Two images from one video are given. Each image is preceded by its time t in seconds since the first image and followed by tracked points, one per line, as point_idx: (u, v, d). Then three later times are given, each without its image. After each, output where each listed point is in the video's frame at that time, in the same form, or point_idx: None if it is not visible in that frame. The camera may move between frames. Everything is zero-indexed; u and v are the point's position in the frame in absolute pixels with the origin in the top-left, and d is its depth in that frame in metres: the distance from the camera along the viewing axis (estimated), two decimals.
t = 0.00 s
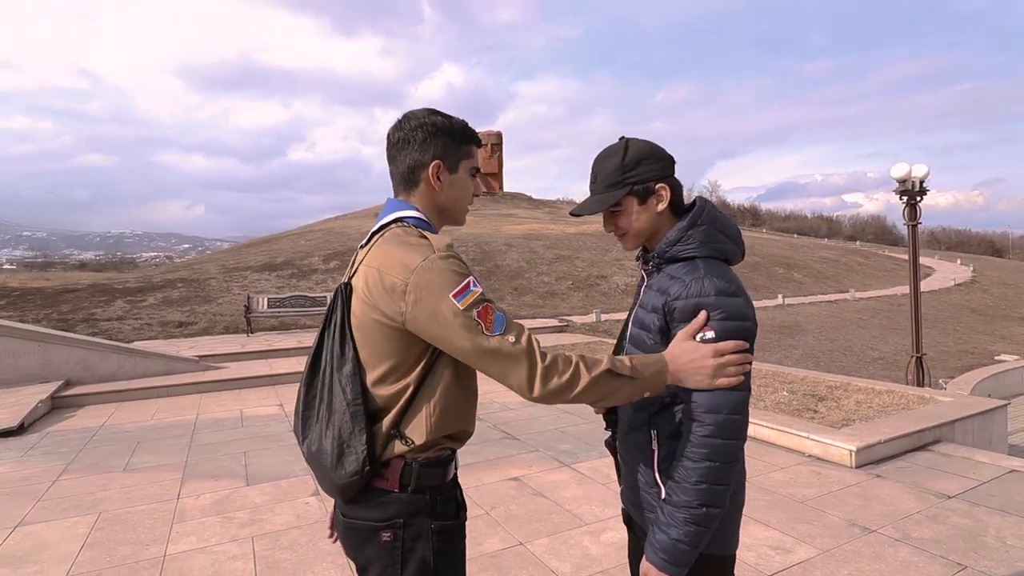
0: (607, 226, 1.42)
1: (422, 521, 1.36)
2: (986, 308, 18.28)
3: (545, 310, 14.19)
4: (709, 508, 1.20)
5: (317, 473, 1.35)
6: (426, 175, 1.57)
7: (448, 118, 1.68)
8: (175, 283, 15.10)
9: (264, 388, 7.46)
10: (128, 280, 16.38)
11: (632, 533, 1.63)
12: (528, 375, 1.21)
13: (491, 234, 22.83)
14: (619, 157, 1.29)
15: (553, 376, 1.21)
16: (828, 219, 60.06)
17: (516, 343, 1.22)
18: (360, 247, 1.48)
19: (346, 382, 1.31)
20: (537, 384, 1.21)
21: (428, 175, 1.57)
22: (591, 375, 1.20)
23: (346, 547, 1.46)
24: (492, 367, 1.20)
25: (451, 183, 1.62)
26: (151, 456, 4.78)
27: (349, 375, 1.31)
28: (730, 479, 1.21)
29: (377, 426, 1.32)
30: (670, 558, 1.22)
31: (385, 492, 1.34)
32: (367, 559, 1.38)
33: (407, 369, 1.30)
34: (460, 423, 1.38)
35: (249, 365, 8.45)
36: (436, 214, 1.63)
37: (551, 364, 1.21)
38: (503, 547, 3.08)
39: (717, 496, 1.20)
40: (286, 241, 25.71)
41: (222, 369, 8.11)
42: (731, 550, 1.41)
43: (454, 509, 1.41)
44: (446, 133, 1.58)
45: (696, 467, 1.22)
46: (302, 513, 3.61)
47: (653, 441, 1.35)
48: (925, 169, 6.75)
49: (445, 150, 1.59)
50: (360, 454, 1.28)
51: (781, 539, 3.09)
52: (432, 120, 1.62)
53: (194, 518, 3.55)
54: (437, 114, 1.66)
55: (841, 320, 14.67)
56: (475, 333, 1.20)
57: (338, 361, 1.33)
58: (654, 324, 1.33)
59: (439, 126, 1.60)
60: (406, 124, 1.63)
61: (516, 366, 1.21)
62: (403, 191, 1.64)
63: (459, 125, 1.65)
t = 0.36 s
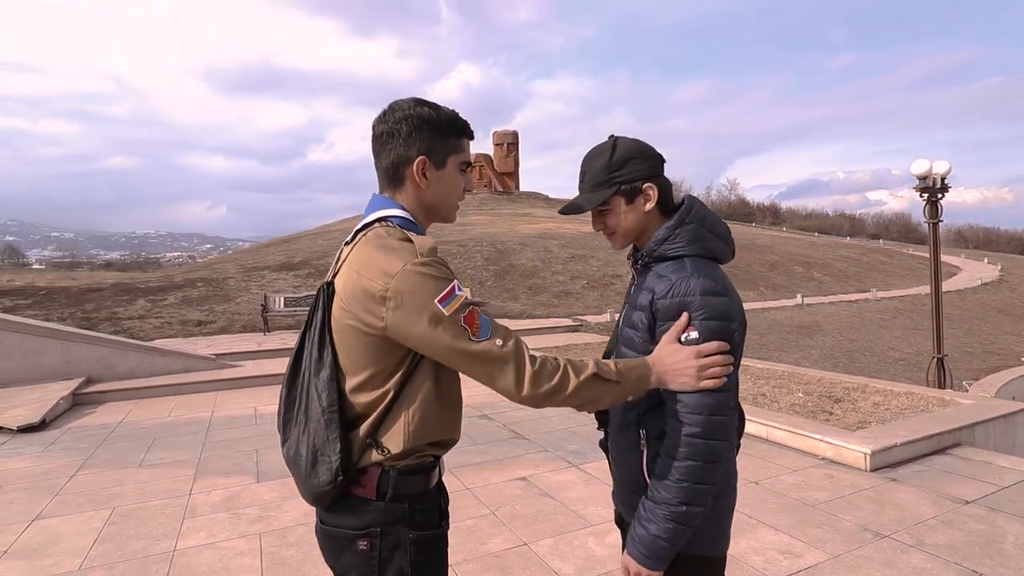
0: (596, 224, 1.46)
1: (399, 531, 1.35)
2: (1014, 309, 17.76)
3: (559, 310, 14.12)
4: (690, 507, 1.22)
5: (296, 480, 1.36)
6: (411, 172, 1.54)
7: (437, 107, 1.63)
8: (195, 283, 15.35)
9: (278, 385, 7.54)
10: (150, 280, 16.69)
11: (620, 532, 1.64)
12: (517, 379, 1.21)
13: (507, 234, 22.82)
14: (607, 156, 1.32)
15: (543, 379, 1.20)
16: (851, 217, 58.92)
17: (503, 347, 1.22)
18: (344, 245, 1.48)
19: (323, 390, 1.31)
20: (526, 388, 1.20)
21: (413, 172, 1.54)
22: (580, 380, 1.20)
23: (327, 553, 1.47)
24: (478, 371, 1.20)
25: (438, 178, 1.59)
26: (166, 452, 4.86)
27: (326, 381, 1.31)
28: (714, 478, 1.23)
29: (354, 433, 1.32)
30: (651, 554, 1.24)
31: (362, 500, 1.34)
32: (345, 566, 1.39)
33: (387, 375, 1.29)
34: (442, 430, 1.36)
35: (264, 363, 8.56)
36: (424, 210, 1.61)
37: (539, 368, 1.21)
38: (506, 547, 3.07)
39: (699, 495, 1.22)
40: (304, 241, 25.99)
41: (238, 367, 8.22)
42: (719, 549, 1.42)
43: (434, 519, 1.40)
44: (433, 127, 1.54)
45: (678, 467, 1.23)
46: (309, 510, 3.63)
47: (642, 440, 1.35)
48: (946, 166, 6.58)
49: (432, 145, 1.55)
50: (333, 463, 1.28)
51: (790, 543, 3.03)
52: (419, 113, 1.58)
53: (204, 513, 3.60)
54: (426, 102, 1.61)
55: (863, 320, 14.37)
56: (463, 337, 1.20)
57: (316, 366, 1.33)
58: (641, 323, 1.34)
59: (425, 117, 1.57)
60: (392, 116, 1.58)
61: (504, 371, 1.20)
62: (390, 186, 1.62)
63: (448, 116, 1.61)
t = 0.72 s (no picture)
0: (590, 223, 1.45)
1: (385, 538, 1.35)
2: None
3: (573, 309, 14.05)
4: (679, 509, 1.23)
5: (280, 488, 1.35)
6: (394, 170, 1.53)
7: (422, 102, 1.60)
8: (215, 282, 15.58)
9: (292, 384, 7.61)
10: (172, 279, 16.99)
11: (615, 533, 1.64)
12: (503, 382, 1.19)
13: (522, 232, 22.78)
14: (602, 154, 1.32)
15: (529, 384, 1.19)
16: (874, 215, 57.74)
17: (489, 350, 1.21)
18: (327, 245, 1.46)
19: (305, 396, 1.31)
20: (513, 393, 1.19)
21: (396, 171, 1.53)
22: (569, 383, 1.19)
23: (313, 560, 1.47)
24: (465, 374, 1.19)
25: (422, 176, 1.57)
26: (182, 449, 4.94)
27: (308, 387, 1.30)
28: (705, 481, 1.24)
29: (338, 439, 1.31)
30: (642, 556, 1.26)
31: (347, 507, 1.33)
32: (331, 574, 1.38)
33: (370, 381, 1.28)
34: (428, 435, 1.36)
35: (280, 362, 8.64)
36: (408, 209, 1.61)
37: (527, 371, 1.19)
38: (512, 548, 3.06)
39: (689, 497, 1.23)
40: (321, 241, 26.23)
41: (254, 365, 8.31)
42: (712, 550, 1.43)
43: (422, 524, 1.40)
44: (417, 124, 1.52)
45: (669, 469, 1.25)
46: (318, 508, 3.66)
47: (636, 442, 1.36)
48: (970, 162, 6.39)
49: (415, 142, 1.53)
50: (316, 470, 1.27)
51: (801, 548, 2.97)
52: (403, 108, 1.55)
53: (216, 510, 3.65)
54: (410, 97, 1.58)
55: (885, 320, 14.06)
56: (448, 341, 1.19)
57: (299, 372, 1.32)
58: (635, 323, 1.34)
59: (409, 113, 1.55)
60: (375, 111, 1.55)
61: (491, 374, 1.19)
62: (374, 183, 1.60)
63: (432, 111, 1.58)
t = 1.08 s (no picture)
0: (588, 221, 1.47)
1: (369, 543, 1.33)
2: None
3: (591, 309, 13.94)
4: (673, 513, 1.23)
5: (266, 491, 1.35)
6: (378, 168, 1.52)
7: (405, 97, 1.59)
8: (237, 281, 15.83)
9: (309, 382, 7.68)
10: (196, 278, 17.33)
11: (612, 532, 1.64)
12: (491, 380, 1.17)
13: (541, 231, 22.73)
14: (597, 153, 1.33)
15: (517, 382, 1.16)
16: (903, 212, 56.30)
17: (475, 349, 1.18)
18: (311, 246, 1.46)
19: (287, 399, 1.30)
20: (500, 392, 1.16)
21: (380, 168, 1.52)
22: (558, 380, 1.16)
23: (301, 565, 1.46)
24: (452, 371, 1.17)
25: (407, 173, 1.56)
26: (200, 446, 5.02)
27: (290, 390, 1.30)
28: (699, 484, 1.23)
29: (320, 442, 1.30)
30: (636, 560, 1.26)
31: (332, 511, 1.33)
32: None
33: (353, 383, 1.27)
34: (414, 438, 1.34)
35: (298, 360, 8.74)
36: (394, 207, 1.59)
37: (513, 368, 1.17)
38: (520, 550, 3.03)
39: (683, 501, 1.22)
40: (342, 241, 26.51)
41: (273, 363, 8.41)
42: (711, 554, 1.40)
43: (408, 529, 1.37)
44: (398, 120, 1.51)
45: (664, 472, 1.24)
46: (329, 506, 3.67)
47: (632, 443, 1.35)
48: (1000, 157, 6.17)
49: (397, 139, 1.52)
50: (297, 474, 1.27)
51: (818, 555, 2.89)
52: (384, 105, 1.54)
53: (230, 507, 3.69)
54: (392, 93, 1.57)
55: (913, 320, 13.68)
56: (432, 339, 1.17)
57: (282, 375, 1.33)
58: (630, 322, 1.33)
59: (391, 110, 1.55)
60: (356, 109, 1.55)
61: (477, 372, 1.17)
62: (359, 182, 1.60)
63: (415, 106, 1.57)
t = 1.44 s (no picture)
0: (589, 221, 1.43)
1: (355, 548, 1.32)
2: None
3: (607, 309, 13.83)
4: (668, 517, 1.21)
5: (254, 494, 1.36)
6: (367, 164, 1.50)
7: (393, 96, 1.58)
8: (257, 281, 16.05)
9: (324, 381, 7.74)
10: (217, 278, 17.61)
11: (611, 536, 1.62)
12: (444, 406, 1.13)
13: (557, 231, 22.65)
14: (597, 151, 1.30)
15: (470, 411, 1.12)
16: (930, 211, 54.96)
17: (437, 370, 1.15)
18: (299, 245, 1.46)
19: (272, 402, 1.31)
20: (452, 421, 1.13)
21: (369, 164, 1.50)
22: (510, 414, 1.12)
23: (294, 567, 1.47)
24: (408, 393, 1.16)
25: (397, 170, 1.54)
26: (216, 444, 5.08)
27: (276, 394, 1.31)
28: (697, 489, 1.21)
29: (304, 446, 1.31)
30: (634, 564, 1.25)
31: (318, 516, 1.33)
32: None
33: (335, 386, 1.27)
34: (400, 444, 1.32)
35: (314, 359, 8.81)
36: (384, 205, 1.57)
37: (470, 397, 1.13)
38: (528, 552, 3.01)
39: (680, 505, 1.20)
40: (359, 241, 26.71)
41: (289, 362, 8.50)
42: (711, 561, 1.36)
43: (396, 535, 1.36)
44: (386, 115, 1.50)
45: (659, 475, 1.21)
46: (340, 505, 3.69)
47: (630, 446, 1.32)
48: None
49: (386, 135, 1.51)
50: (279, 478, 1.28)
51: (833, 563, 2.82)
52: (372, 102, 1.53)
53: (242, 505, 3.73)
54: (380, 92, 1.57)
55: (939, 321, 13.33)
56: (395, 353, 1.15)
57: (269, 378, 1.33)
58: (627, 323, 1.31)
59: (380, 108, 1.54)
60: (344, 108, 1.54)
61: (431, 397, 1.14)
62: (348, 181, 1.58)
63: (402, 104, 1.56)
